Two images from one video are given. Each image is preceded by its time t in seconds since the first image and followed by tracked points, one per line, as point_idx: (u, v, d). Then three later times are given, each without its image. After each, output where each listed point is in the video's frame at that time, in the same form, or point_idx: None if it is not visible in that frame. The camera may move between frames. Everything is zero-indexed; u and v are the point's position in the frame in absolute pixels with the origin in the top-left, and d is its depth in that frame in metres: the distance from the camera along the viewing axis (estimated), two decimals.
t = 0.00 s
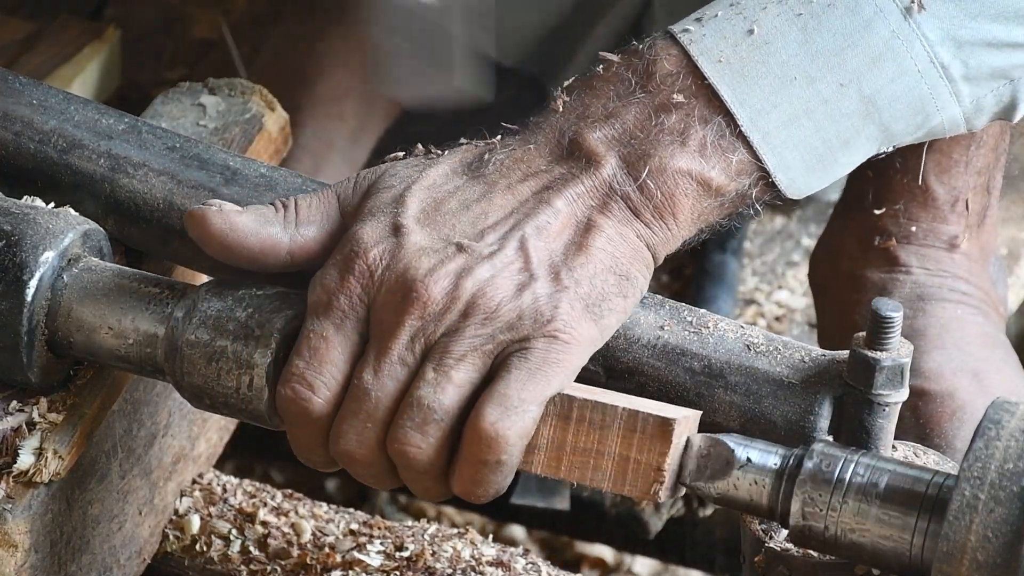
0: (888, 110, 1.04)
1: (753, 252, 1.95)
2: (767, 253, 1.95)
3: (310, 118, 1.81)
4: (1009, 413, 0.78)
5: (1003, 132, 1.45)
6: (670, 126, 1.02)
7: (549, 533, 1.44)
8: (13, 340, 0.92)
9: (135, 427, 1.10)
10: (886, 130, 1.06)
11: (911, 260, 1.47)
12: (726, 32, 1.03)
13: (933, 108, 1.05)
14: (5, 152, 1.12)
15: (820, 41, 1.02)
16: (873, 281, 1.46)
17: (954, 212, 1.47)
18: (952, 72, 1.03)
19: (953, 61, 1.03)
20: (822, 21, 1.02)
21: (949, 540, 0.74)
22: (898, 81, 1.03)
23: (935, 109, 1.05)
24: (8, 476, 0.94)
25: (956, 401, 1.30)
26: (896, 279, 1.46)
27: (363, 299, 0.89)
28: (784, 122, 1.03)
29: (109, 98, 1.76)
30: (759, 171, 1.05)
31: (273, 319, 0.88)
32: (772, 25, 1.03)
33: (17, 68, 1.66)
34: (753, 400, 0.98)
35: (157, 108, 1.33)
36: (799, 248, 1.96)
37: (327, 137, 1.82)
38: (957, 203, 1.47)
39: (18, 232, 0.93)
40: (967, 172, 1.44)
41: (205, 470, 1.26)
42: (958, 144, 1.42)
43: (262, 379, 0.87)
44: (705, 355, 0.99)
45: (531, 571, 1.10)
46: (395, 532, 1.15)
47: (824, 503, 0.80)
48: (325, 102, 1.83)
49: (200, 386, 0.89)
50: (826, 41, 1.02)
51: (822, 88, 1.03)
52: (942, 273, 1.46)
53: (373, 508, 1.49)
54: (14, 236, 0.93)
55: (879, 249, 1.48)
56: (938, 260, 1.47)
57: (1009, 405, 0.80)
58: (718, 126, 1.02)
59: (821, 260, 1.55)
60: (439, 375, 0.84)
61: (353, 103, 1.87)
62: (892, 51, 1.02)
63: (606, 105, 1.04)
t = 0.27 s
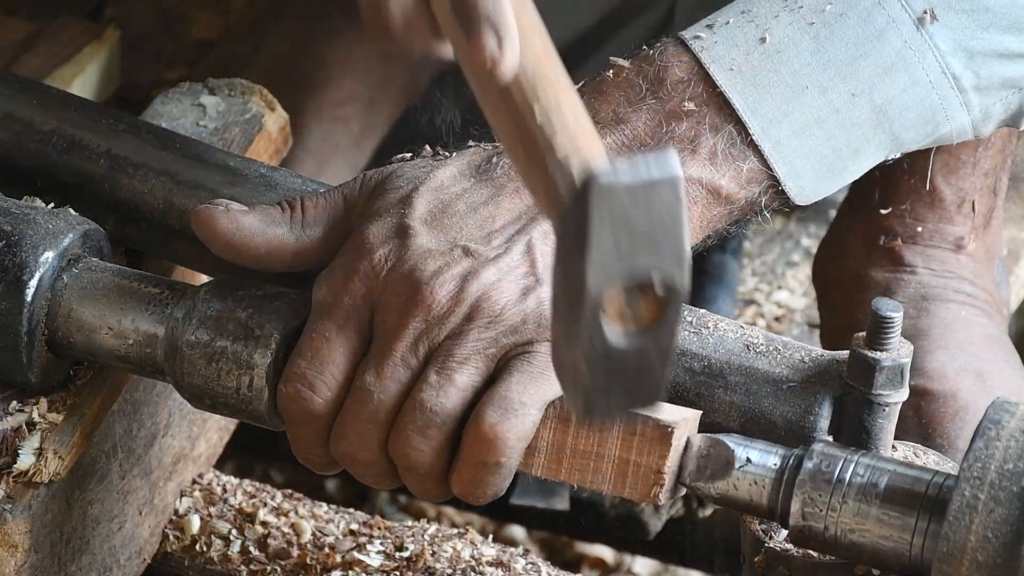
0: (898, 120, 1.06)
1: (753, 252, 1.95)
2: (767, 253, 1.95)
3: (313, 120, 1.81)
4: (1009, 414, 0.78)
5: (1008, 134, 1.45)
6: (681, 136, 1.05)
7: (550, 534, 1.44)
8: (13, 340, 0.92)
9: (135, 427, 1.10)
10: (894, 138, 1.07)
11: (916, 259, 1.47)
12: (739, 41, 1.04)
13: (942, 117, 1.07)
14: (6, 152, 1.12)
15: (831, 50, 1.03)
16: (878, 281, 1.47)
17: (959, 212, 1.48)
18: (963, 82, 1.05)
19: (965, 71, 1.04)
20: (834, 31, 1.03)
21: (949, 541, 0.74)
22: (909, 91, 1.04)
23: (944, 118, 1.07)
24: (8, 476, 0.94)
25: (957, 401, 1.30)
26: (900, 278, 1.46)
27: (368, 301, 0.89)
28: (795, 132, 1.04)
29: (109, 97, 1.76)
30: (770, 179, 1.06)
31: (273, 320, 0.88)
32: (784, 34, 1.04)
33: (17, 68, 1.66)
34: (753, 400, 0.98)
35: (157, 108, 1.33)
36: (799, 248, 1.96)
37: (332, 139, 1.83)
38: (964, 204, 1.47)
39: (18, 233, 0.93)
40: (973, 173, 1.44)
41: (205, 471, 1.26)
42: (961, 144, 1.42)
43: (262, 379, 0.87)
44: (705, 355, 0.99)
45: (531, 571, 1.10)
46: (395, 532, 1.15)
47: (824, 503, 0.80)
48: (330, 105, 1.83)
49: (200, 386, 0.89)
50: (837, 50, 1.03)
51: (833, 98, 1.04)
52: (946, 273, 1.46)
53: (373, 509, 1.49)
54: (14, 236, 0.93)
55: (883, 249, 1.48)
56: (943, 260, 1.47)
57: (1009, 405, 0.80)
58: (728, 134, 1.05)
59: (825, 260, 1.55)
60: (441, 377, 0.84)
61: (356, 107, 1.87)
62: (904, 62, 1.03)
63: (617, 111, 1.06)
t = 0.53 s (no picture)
0: (894, 116, 1.05)
1: (752, 252, 1.95)
2: (767, 253, 1.96)
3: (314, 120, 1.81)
4: (1009, 413, 0.78)
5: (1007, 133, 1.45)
6: (680, 130, 1.03)
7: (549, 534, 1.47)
8: (14, 340, 0.92)
9: (135, 427, 1.10)
10: (890, 133, 1.06)
11: (916, 259, 1.47)
12: (736, 37, 1.04)
13: (939, 113, 1.05)
14: (6, 152, 1.12)
15: (827, 44, 1.03)
16: (878, 280, 1.47)
17: (959, 212, 1.48)
18: (960, 78, 1.04)
19: (962, 67, 1.03)
20: (831, 26, 1.03)
21: (949, 540, 0.74)
22: (905, 87, 1.03)
23: (941, 114, 1.06)
24: (8, 475, 0.94)
25: (958, 401, 1.30)
26: (900, 278, 1.46)
27: (371, 297, 0.90)
28: (792, 126, 1.04)
29: (109, 97, 1.76)
30: (767, 175, 1.05)
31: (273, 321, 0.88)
32: (782, 30, 1.04)
33: (17, 68, 1.66)
34: (753, 400, 0.98)
35: (156, 107, 1.33)
36: (799, 248, 1.97)
37: (332, 140, 1.83)
38: (965, 203, 1.47)
39: (18, 232, 0.93)
40: (973, 173, 1.44)
41: (205, 470, 1.26)
42: (962, 144, 1.42)
43: (262, 380, 0.87)
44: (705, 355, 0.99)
45: (531, 571, 1.10)
46: (395, 532, 1.15)
47: (824, 502, 0.80)
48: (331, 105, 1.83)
49: (201, 387, 0.89)
50: (834, 44, 1.03)
51: (831, 92, 1.04)
52: (947, 273, 1.46)
53: (373, 509, 1.49)
54: (14, 236, 0.93)
55: (883, 249, 1.48)
56: (943, 260, 1.47)
57: (1009, 405, 0.80)
58: (725, 129, 1.03)
59: (825, 260, 1.55)
60: (442, 372, 0.86)
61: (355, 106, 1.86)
62: (900, 57, 1.03)
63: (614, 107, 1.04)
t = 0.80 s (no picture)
0: (955, 100, 0.98)
1: (752, 252, 1.96)
2: (766, 253, 1.96)
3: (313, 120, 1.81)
4: (1009, 413, 0.79)
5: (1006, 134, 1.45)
6: (731, 114, 0.93)
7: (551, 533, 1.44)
8: (14, 340, 0.92)
9: (135, 427, 1.10)
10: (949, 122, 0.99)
11: (916, 260, 1.47)
12: (789, 24, 0.96)
13: (997, 100, 0.99)
14: (6, 152, 1.12)
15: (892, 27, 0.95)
16: (877, 281, 1.47)
17: (958, 212, 1.48)
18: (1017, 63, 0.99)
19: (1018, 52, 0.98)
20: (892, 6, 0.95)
21: (949, 540, 0.75)
22: (965, 71, 0.97)
23: (1000, 100, 1.00)
24: (8, 475, 0.94)
25: (958, 401, 1.30)
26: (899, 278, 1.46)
27: (417, 288, 0.77)
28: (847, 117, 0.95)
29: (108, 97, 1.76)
30: (825, 160, 0.95)
31: (272, 320, 0.87)
32: (838, 18, 0.96)
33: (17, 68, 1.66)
34: (753, 400, 0.98)
35: (156, 107, 1.32)
36: (799, 248, 1.97)
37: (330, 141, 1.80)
38: (964, 203, 1.47)
39: (19, 233, 0.94)
40: (971, 173, 1.45)
41: (205, 470, 1.26)
42: (962, 144, 1.42)
43: (262, 379, 0.87)
44: (705, 355, 0.99)
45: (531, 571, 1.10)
46: (395, 532, 1.15)
47: (824, 502, 0.80)
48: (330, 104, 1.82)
49: (201, 387, 0.89)
50: (898, 26, 0.95)
51: (893, 78, 0.96)
52: (946, 273, 1.46)
53: (373, 508, 1.50)
54: (14, 236, 0.93)
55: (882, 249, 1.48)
56: (942, 260, 1.47)
57: (1009, 405, 0.80)
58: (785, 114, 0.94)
59: (824, 260, 1.56)
60: (486, 374, 0.73)
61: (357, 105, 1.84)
62: (961, 39, 0.96)
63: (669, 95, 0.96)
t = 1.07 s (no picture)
0: None
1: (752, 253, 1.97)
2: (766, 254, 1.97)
3: (314, 120, 1.81)
4: (1009, 414, 0.79)
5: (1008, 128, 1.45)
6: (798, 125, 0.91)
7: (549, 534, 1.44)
8: (14, 340, 0.92)
9: (135, 427, 1.10)
10: None
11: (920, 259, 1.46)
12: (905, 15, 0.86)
13: None
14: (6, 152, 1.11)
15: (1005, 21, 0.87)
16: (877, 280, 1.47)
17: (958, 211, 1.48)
18: None
19: None
20: None
21: (949, 540, 0.75)
22: None
23: None
24: (8, 476, 0.94)
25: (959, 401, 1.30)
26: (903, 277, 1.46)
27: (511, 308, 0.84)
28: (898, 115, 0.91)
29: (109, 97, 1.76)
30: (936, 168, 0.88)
31: (272, 321, 0.87)
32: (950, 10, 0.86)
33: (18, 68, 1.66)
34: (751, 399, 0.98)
35: (156, 108, 1.33)
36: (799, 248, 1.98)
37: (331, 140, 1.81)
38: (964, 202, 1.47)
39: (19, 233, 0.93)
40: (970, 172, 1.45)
41: (205, 470, 1.26)
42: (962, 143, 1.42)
43: (262, 379, 0.87)
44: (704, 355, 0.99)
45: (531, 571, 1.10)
46: (395, 532, 1.15)
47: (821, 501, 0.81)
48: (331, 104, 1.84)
49: (200, 387, 0.89)
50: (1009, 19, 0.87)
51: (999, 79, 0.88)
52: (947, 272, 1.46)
53: (374, 508, 1.50)
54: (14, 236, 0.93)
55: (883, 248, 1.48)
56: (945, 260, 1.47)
57: (1009, 405, 0.80)
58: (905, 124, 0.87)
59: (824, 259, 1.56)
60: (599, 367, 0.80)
61: (359, 105, 1.87)
62: None
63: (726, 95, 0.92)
